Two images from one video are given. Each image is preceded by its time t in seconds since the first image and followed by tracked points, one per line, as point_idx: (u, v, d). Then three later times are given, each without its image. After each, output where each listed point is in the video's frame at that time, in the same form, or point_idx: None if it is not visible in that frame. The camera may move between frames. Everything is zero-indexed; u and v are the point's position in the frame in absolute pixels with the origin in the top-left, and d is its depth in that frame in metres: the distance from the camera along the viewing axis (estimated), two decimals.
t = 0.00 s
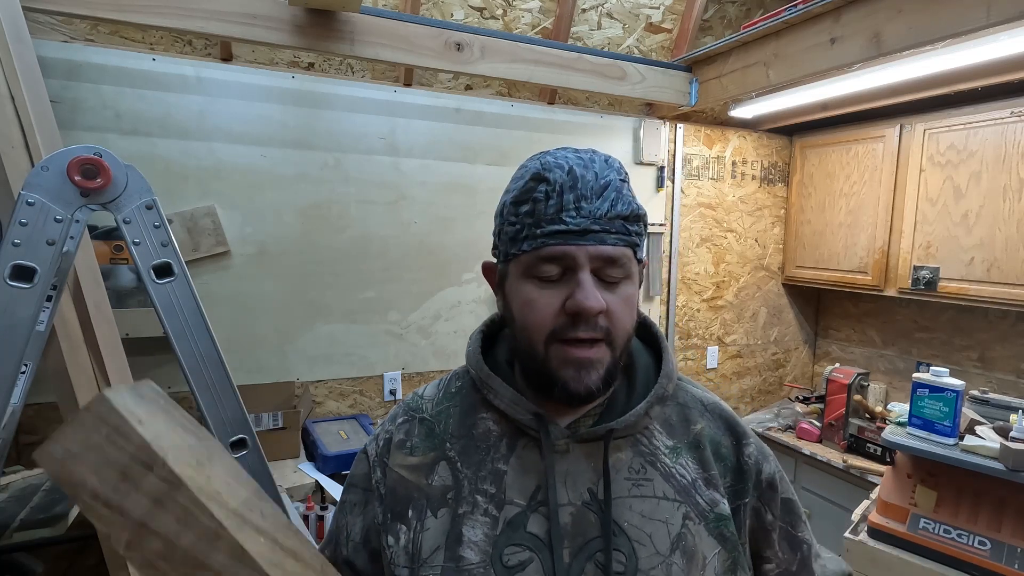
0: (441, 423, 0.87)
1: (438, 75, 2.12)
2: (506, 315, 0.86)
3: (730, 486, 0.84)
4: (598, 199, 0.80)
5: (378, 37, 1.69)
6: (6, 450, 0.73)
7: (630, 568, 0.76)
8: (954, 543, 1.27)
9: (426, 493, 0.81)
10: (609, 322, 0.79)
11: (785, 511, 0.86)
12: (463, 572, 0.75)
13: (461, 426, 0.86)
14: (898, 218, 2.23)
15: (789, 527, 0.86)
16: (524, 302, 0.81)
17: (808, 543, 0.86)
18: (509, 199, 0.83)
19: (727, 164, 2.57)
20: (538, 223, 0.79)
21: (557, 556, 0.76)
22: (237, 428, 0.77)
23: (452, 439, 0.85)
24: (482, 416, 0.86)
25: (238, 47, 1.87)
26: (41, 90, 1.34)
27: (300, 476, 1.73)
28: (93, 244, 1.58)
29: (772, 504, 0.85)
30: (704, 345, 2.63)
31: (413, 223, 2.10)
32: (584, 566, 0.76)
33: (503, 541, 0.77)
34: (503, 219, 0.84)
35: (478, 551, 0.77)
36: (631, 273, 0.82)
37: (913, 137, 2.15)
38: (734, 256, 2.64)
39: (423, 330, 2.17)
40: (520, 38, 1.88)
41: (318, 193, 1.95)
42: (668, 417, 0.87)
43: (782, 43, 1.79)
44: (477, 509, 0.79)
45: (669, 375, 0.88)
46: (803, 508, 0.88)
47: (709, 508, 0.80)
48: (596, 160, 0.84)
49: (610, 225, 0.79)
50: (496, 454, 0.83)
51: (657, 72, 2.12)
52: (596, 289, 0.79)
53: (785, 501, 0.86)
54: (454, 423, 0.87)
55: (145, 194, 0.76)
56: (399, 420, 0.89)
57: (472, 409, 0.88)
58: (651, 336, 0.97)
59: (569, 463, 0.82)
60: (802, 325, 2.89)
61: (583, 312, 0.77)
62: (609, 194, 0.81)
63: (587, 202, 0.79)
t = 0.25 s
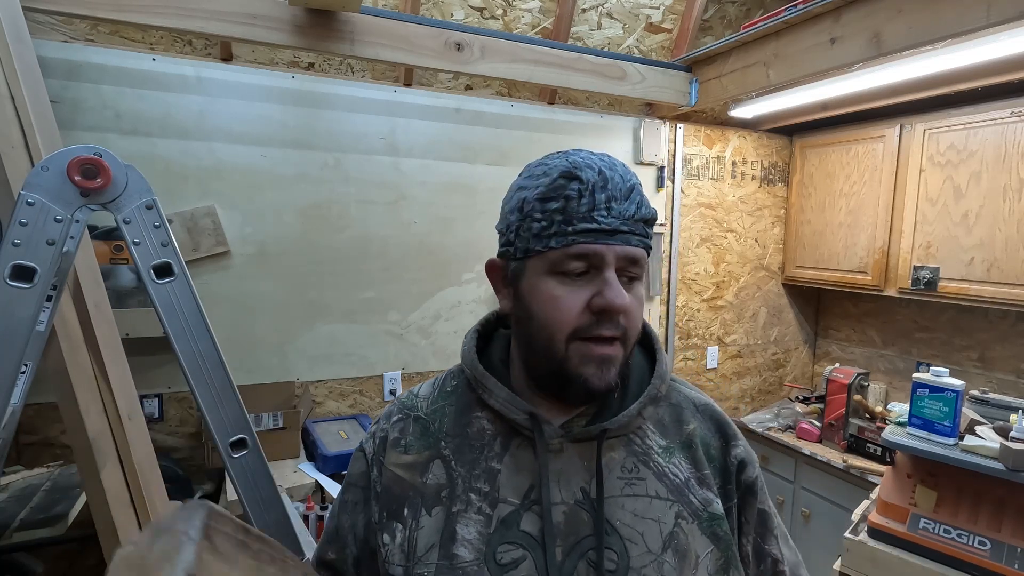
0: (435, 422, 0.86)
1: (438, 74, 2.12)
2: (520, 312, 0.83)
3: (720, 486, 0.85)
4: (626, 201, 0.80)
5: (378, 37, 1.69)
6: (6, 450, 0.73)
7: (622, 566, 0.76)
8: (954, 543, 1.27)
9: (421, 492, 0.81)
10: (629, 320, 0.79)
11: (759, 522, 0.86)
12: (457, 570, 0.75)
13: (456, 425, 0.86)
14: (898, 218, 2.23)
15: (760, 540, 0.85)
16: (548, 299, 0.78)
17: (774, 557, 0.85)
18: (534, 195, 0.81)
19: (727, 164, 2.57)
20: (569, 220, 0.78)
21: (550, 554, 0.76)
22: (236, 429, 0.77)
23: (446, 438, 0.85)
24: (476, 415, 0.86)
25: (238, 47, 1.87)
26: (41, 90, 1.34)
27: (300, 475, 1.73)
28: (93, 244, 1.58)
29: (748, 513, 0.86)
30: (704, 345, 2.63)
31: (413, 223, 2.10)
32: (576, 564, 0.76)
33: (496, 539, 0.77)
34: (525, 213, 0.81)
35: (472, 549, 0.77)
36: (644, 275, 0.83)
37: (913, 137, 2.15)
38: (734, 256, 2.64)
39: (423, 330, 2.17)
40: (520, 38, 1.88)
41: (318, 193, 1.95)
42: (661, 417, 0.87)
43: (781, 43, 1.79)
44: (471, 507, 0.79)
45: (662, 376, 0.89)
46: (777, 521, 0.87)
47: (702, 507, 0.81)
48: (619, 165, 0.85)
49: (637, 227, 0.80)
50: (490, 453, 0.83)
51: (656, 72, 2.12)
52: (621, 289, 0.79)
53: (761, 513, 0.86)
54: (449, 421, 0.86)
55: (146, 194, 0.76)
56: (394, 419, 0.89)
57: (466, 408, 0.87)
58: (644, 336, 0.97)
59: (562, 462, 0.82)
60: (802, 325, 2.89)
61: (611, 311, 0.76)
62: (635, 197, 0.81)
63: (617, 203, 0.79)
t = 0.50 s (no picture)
0: (434, 417, 0.85)
1: (438, 74, 2.12)
2: (525, 310, 0.82)
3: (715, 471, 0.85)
4: (634, 205, 0.81)
5: (378, 37, 1.69)
6: (6, 450, 0.73)
7: (618, 552, 0.78)
8: (954, 543, 1.27)
9: (419, 486, 0.80)
10: (633, 321, 0.80)
11: (742, 507, 0.84)
12: (456, 561, 0.76)
13: (453, 419, 0.84)
14: (898, 218, 2.23)
15: (742, 525, 0.84)
16: (558, 299, 0.78)
17: (755, 542, 0.82)
18: (545, 197, 0.80)
19: (727, 164, 2.57)
20: (582, 224, 0.77)
21: (547, 543, 0.77)
22: (234, 429, 0.77)
23: (444, 432, 0.83)
24: (473, 410, 0.85)
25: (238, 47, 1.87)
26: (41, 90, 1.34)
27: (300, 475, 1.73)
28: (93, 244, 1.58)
29: (729, 497, 0.84)
30: (704, 345, 2.63)
31: (413, 223, 2.10)
32: (573, 551, 0.77)
33: (494, 530, 0.77)
34: (536, 214, 0.80)
35: (471, 540, 0.77)
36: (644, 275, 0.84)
37: (913, 137, 2.15)
38: (734, 256, 2.64)
39: (423, 330, 2.17)
40: (520, 38, 1.88)
41: (318, 193, 1.95)
42: (652, 408, 0.88)
43: (781, 43, 1.79)
44: (469, 499, 0.79)
45: (653, 367, 0.89)
46: (760, 506, 0.84)
47: (695, 493, 0.82)
48: (625, 169, 0.86)
49: (643, 230, 0.81)
50: (487, 446, 0.82)
51: (656, 72, 2.12)
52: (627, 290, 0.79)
53: (744, 497, 0.84)
54: (446, 416, 0.85)
55: (145, 194, 0.76)
56: (390, 414, 0.85)
57: (464, 402, 0.86)
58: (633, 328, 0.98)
59: (557, 453, 0.82)
60: (802, 325, 2.89)
61: (620, 312, 0.77)
62: (642, 202, 0.82)
63: (627, 207, 0.80)
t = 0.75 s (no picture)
0: (438, 415, 0.84)
1: (438, 74, 2.12)
2: (513, 307, 0.83)
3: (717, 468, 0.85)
4: (614, 200, 0.80)
5: (379, 37, 1.69)
6: (6, 450, 0.73)
7: (624, 548, 0.78)
8: (954, 543, 1.27)
9: (425, 484, 0.79)
10: (619, 315, 0.79)
11: (737, 507, 0.83)
12: (463, 559, 0.75)
13: (457, 418, 0.84)
14: (898, 218, 2.23)
15: (737, 523, 0.83)
16: (539, 294, 0.79)
17: (748, 541, 0.82)
18: (527, 196, 0.81)
19: (727, 164, 2.57)
20: (558, 220, 0.78)
21: (554, 539, 0.77)
22: (236, 429, 0.77)
23: (448, 430, 0.83)
24: (478, 408, 0.85)
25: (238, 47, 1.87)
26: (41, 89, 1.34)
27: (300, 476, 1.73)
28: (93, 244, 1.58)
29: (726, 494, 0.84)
30: (704, 345, 2.63)
31: (413, 223, 2.10)
32: (579, 547, 0.78)
33: (501, 527, 0.77)
34: (519, 213, 0.81)
35: (477, 538, 0.76)
36: (636, 270, 0.83)
37: (913, 137, 2.15)
38: (734, 256, 2.64)
39: (423, 330, 2.17)
40: (520, 38, 1.88)
41: (318, 193, 1.95)
42: (654, 406, 0.89)
43: (782, 43, 1.79)
44: (475, 497, 0.79)
45: (656, 366, 0.90)
46: (755, 505, 0.84)
47: (698, 489, 0.82)
48: (610, 165, 0.85)
49: (625, 225, 0.80)
50: (493, 444, 0.82)
51: (656, 72, 2.12)
52: (610, 284, 0.79)
53: (739, 496, 0.84)
54: (451, 414, 0.85)
55: (146, 194, 0.76)
56: (394, 413, 0.85)
57: (467, 401, 0.86)
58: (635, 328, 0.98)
59: (562, 450, 0.82)
60: (802, 325, 2.89)
61: (598, 305, 0.77)
62: (624, 196, 0.81)
63: (605, 202, 0.79)
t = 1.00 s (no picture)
0: (446, 416, 0.86)
1: (438, 74, 2.12)
2: (501, 305, 0.87)
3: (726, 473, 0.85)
4: (579, 187, 0.82)
5: (378, 37, 1.69)
6: (7, 450, 0.73)
7: (632, 553, 0.77)
8: (954, 543, 1.27)
9: (432, 485, 0.80)
10: (596, 303, 0.80)
11: (748, 512, 0.83)
12: (470, 561, 0.76)
13: (465, 418, 0.85)
14: (898, 218, 2.23)
15: (747, 529, 0.82)
16: (515, 288, 0.82)
17: (758, 546, 0.81)
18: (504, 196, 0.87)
19: (727, 164, 2.57)
20: (526, 213, 0.82)
21: (562, 544, 0.77)
22: (236, 429, 0.77)
23: (456, 431, 0.84)
24: (485, 409, 0.86)
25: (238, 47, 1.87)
26: (40, 89, 1.34)
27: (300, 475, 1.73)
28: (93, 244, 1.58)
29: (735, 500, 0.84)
30: (704, 345, 2.63)
31: (413, 223, 2.10)
32: (588, 552, 0.77)
33: (509, 530, 0.77)
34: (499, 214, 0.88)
35: (484, 540, 0.77)
36: (619, 258, 0.83)
37: (913, 137, 2.15)
38: (734, 256, 2.64)
39: (424, 331, 2.17)
40: (520, 38, 1.88)
41: (318, 193, 1.95)
42: (664, 409, 0.88)
43: (782, 43, 1.79)
44: (482, 499, 0.79)
45: (666, 369, 0.90)
46: (765, 511, 0.83)
47: (707, 495, 0.81)
48: (582, 157, 0.87)
49: (593, 211, 0.81)
50: (500, 446, 0.83)
51: (656, 72, 2.12)
52: (582, 271, 0.80)
53: (750, 502, 0.83)
54: (458, 415, 0.86)
55: (146, 194, 0.76)
56: (402, 412, 0.87)
57: (475, 401, 0.87)
58: (646, 332, 0.98)
59: (571, 453, 0.82)
60: (802, 325, 2.89)
61: (568, 292, 0.78)
62: (592, 183, 0.83)
63: (569, 190, 0.82)
